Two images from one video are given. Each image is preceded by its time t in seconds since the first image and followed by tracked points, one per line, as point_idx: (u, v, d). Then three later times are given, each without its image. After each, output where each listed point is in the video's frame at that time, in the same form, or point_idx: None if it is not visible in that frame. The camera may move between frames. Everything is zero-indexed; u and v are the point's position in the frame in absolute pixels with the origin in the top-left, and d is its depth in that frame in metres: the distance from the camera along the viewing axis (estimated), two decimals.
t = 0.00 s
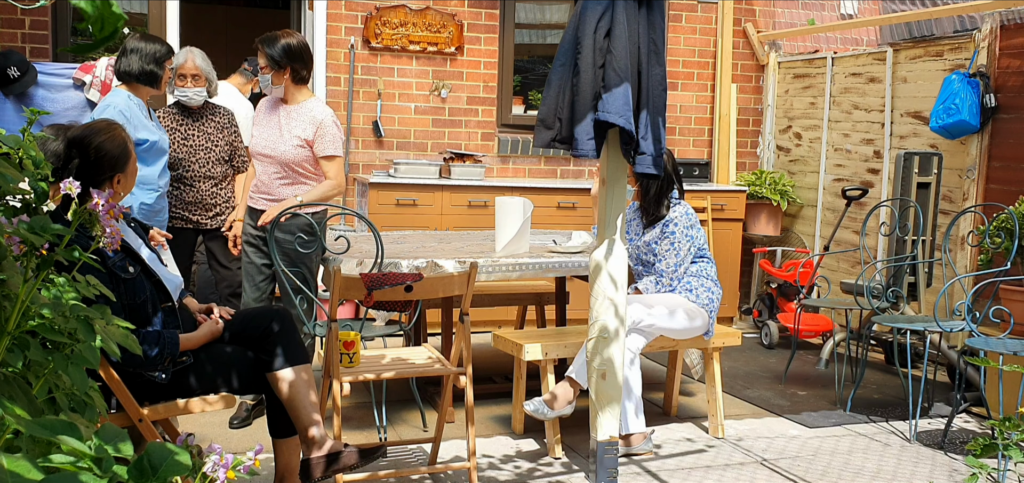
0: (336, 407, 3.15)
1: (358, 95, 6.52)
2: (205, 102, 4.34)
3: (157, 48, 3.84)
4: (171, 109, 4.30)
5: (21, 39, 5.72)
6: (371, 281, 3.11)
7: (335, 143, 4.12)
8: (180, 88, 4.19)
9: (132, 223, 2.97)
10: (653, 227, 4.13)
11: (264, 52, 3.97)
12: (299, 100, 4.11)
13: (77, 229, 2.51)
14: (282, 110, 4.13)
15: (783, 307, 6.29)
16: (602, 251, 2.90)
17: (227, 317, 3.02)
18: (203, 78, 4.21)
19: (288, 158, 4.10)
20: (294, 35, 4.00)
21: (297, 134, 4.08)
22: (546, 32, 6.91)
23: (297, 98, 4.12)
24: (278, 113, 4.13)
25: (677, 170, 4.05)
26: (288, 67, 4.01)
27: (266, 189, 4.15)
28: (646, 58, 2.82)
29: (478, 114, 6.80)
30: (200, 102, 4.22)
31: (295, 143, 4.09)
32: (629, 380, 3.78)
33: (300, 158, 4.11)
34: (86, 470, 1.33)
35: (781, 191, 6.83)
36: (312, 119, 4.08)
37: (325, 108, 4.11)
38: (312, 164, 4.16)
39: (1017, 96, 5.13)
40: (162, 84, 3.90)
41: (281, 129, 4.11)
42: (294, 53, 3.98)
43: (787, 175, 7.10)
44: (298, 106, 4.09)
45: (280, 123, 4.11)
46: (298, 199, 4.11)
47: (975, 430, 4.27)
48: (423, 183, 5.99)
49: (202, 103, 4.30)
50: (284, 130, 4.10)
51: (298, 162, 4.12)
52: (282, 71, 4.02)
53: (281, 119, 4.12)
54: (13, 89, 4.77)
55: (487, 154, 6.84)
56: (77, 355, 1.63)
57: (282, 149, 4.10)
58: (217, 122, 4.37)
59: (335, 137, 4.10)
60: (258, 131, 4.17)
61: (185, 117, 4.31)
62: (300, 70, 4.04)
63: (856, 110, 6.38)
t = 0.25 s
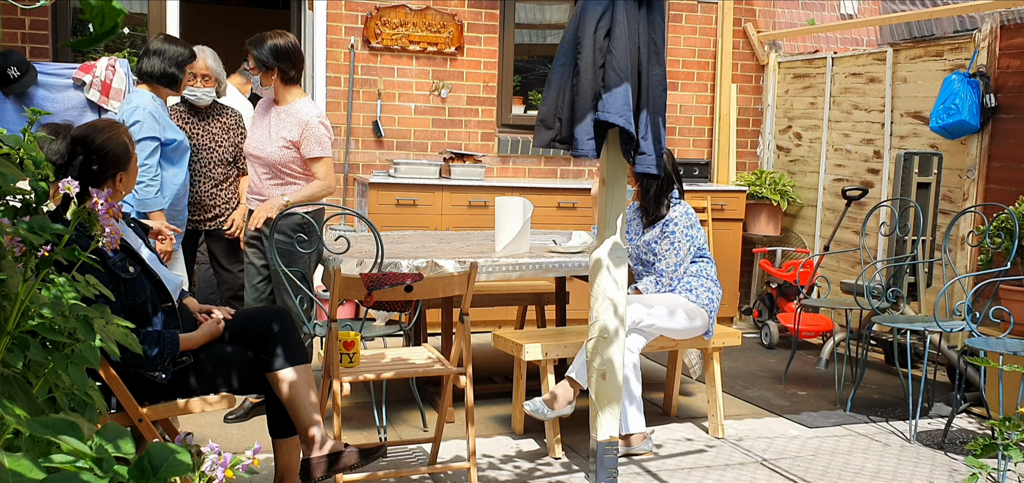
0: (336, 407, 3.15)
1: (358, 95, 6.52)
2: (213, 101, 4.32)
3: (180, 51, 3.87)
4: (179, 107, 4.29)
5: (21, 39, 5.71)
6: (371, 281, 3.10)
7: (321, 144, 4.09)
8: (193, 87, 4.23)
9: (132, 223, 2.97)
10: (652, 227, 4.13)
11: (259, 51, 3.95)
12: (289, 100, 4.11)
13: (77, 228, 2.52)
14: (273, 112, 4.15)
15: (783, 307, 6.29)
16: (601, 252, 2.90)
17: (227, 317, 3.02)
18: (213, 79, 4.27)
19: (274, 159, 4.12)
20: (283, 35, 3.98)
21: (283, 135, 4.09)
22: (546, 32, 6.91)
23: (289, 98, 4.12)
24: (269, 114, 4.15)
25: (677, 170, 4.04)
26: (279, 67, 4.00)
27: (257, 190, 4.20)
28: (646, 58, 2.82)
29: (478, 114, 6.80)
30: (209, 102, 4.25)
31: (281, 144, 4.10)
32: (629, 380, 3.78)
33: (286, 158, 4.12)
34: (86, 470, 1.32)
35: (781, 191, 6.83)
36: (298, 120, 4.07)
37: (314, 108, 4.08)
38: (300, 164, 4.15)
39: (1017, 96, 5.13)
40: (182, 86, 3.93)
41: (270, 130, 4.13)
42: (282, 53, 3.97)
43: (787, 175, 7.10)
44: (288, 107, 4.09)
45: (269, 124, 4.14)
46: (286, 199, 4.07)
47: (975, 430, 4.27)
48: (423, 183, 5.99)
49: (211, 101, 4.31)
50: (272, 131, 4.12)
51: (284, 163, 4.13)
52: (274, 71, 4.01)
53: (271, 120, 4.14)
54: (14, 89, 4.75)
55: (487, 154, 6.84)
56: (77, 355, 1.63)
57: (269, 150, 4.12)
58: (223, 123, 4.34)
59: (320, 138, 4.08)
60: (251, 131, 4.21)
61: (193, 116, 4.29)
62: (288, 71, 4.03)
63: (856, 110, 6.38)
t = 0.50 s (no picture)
0: (336, 407, 3.15)
1: (358, 95, 6.52)
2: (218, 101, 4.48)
3: (201, 56, 3.95)
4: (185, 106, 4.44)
5: (21, 39, 5.72)
6: (371, 281, 3.10)
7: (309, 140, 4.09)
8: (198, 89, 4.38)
9: (132, 224, 2.97)
10: (652, 227, 4.13)
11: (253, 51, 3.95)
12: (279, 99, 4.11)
13: (78, 229, 2.52)
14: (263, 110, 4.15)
15: (783, 307, 6.29)
16: (601, 251, 2.90)
17: (228, 317, 3.03)
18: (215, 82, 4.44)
19: (264, 157, 4.11)
20: (272, 36, 3.99)
21: (272, 133, 4.10)
22: (546, 32, 6.91)
23: (279, 97, 4.11)
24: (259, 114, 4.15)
25: (677, 170, 4.04)
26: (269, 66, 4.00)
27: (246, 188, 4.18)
28: (646, 58, 2.82)
29: (478, 114, 6.80)
30: (212, 101, 4.41)
31: (271, 142, 4.10)
32: (629, 380, 3.78)
33: (276, 157, 4.12)
34: (87, 470, 1.32)
35: (781, 191, 6.83)
36: (287, 117, 4.08)
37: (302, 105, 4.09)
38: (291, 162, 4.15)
39: (1017, 96, 5.13)
40: (200, 90, 4.02)
41: (260, 129, 4.14)
42: (274, 52, 3.98)
43: (786, 175, 7.10)
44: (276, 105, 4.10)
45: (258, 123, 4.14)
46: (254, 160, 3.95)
47: (975, 430, 4.27)
48: (423, 183, 5.99)
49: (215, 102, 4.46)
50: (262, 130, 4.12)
51: (274, 161, 4.12)
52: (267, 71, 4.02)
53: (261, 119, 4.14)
54: (13, 89, 4.83)
55: (487, 154, 6.84)
56: (78, 356, 1.63)
57: (259, 148, 4.12)
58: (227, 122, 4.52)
59: (308, 135, 4.08)
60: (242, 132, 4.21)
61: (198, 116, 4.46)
62: (279, 70, 4.04)
63: (856, 110, 6.38)
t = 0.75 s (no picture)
0: (336, 407, 3.15)
1: (358, 95, 6.52)
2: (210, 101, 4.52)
3: (223, 60, 4.01)
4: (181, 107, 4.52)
5: (21, 39, 5.72)
6: (371, 281, 3.10)
7: (305, 137, 4.13)
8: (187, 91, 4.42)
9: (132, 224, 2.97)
10: (653, 227, 4.13)
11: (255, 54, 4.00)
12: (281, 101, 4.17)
13: (77, 229, 2.52)
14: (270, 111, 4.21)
15: (783, 307, 6.29)
16: (601, 251, 2.90)
17: (228, 317, 3.03)
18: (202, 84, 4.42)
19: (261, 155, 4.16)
20: (275, 39, 4.04)
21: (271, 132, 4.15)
22: (546, 32, 6.91)
23: (283, 99, 4.18)
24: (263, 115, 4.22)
25: (677, 170, 4.04)
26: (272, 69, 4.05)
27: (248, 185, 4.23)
28: (646, 58, 2.82)
29: (478, 114, 6.80)
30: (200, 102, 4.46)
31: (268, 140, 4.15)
32: (629, 380, 3.78)
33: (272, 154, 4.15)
34: (87, 470, 1.32)
35: (781, 191, 6.83)
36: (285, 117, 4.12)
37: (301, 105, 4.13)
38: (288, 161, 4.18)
39: (1017, 96, 5.13)
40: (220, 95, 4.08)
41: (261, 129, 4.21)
42: (276, 55, 4.03)
43: (786, 175, 7.10)
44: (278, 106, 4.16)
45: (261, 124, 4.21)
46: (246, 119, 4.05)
47: (975, 430, 4.27)
48: (423, 183, 5.99)
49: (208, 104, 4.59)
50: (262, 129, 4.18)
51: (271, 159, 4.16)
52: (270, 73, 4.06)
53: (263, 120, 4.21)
54: (14, 89, 4.83)
55: (487, 154, 6.84)
56: (77, 355, 1.63)
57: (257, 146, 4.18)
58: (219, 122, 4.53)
59: (303, 133, 4.11)
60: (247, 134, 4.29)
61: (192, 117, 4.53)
62: (283, 73, 4.08)
63: (856, 110, 6.38)
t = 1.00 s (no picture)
0: (336, 407, 3.15)
1: (358, 95, 6.51)
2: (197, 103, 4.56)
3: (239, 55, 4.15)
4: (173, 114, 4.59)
5: (21, 39, 5.72)
6: (371, 281, 3.10)
7: (305, 137, 4.01)
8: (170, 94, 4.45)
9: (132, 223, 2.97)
10: (653, 227, 4.13)
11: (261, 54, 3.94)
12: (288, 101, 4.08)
13: (76, 228, 2.51)
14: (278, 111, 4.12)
15: (783, 307, 6.29)
16: (601, 251, 2.90)
17: (228, 317, 3.03)
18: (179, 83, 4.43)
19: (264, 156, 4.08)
20: (282, 39, 3.98)
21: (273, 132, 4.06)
22: (546, 32, 6.91)
23: (291, 99, 4.09)
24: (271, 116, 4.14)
25: (677, 170, 4.04)
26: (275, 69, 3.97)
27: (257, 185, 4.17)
28: (646, 58, 2.82)
29: (478, 114, 6.80)
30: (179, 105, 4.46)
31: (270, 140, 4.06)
32: (629, 380, 3.78)
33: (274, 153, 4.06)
34: (87, 470, 1.32)
35: (781, 191, 6.83)
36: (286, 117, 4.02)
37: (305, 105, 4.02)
38: (291, 162, 4.07)
39: (1017, 96, 5.13)
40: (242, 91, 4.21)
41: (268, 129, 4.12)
42: (280, 56, 3.96)
43: (786, 175, 7.10)
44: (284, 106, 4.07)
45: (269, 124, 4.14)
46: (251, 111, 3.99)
47: (975, 430, 4.27)
48: (423, 183, 5.99)
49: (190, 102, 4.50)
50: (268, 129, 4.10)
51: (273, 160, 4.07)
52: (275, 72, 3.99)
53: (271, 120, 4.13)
54: (14, 89, 4.84)
55: (487, 154, 6.84)
56: (77, 355, 1.63)
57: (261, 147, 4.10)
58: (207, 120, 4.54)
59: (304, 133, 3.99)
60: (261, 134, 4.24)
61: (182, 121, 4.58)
62: (291, 73, 4.01)
63: (856, 110, 6.38)
